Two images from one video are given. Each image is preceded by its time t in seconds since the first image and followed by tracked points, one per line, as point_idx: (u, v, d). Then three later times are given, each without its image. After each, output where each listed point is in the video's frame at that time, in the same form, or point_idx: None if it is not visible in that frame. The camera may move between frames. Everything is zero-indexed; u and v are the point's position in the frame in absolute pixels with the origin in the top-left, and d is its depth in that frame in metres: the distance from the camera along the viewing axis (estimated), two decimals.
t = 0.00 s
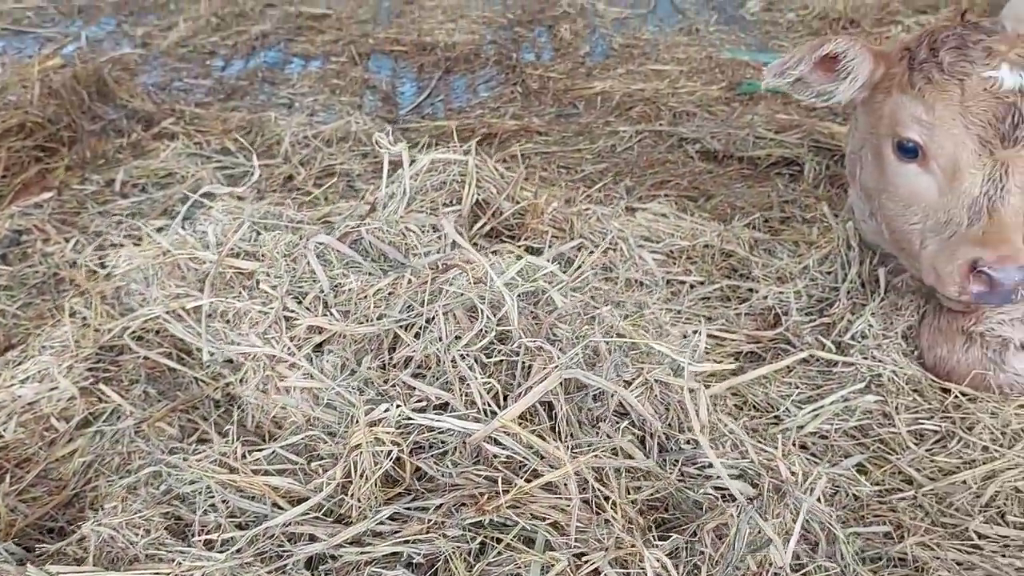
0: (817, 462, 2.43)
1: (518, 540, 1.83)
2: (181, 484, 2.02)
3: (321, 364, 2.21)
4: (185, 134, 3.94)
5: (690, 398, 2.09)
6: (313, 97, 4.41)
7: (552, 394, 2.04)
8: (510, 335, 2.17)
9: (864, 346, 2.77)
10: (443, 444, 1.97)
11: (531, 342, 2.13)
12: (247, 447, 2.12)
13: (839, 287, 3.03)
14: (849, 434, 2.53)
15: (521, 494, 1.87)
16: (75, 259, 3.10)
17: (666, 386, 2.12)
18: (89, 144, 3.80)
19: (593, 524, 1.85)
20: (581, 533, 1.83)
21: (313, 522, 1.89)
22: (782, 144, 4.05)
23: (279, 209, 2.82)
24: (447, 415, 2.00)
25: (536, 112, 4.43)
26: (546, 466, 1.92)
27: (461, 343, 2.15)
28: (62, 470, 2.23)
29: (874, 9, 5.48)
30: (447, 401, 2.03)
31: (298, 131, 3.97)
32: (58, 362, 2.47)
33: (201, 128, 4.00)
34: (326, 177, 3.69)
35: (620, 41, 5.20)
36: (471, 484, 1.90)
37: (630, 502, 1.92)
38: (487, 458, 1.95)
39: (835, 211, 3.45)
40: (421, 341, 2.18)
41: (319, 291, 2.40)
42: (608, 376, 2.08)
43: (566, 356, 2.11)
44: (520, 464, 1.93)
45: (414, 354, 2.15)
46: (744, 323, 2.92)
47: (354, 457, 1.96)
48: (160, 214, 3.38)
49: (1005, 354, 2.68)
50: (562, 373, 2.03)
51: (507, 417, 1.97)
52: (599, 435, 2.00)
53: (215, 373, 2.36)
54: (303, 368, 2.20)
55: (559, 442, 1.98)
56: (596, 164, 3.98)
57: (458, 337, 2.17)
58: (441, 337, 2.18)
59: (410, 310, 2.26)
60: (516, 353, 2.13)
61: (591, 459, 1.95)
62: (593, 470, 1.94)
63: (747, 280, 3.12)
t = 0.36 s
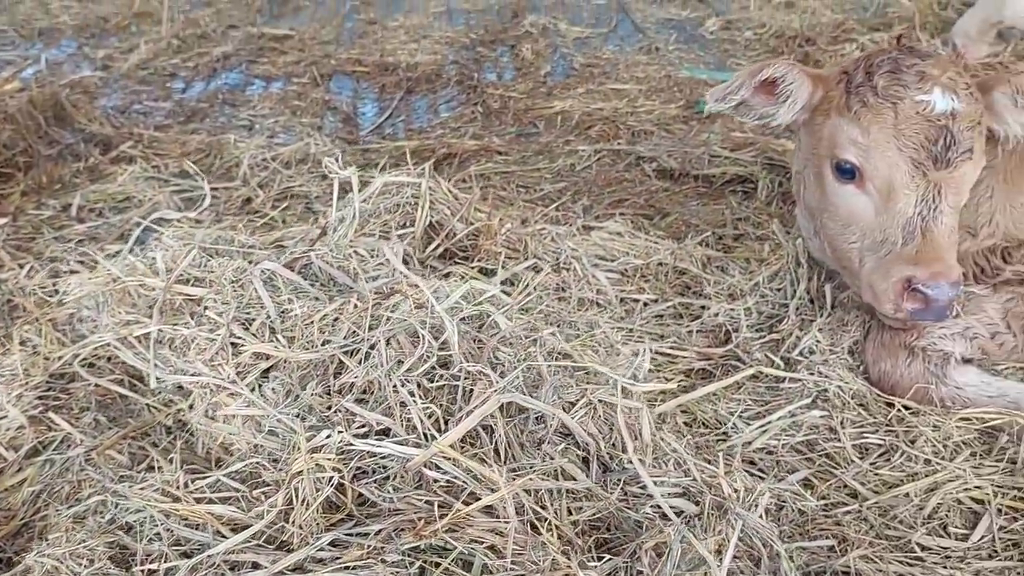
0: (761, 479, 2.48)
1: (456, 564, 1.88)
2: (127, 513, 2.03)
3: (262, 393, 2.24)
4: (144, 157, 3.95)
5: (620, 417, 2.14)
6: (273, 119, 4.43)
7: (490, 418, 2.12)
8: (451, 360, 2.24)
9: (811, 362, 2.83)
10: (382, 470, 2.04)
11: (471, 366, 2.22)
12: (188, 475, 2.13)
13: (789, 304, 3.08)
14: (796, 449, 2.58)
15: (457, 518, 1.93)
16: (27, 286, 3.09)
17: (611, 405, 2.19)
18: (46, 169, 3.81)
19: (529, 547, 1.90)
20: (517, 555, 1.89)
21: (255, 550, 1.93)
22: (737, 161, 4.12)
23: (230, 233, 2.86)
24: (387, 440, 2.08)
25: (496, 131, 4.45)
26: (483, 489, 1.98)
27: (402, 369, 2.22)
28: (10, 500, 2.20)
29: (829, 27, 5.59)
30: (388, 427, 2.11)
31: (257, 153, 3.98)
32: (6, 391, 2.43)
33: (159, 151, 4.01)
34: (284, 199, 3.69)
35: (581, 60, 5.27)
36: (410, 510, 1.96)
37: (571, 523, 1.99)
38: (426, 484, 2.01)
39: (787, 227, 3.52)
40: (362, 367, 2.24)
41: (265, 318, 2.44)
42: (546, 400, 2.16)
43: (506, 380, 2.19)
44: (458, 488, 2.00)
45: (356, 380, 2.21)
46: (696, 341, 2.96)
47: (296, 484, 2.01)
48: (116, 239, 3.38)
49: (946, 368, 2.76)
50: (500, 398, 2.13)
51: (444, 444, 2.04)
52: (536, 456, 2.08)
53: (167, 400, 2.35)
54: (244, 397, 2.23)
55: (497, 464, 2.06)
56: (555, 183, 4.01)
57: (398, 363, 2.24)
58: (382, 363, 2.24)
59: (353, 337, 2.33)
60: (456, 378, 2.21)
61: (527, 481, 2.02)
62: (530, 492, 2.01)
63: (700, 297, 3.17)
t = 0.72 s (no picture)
0: (707, 484, 2.52)
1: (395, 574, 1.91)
2: (70, 530, 2.04)
3: (202, 409, 2.26)
4: (99, 172, 3.95)
5: (556, 427, 2.19)
6: (231, 132, 4.43)
7: (428, 430, 2.17)
8: (392, 372, 2.28)
9: (758, 367, 2.88)
10: (322, 483, 2.07)
11: (410, 379, 2.26)
12: (129, 491, 2.14)
13: (738, 310, 3.14)
14: (743, 454, 2.62)
15: (393, 528, 1.95)
16: None
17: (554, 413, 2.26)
18: None
19: (464, 556, 1.94)
20: (452, 564, 1.92)
21: (195, 564, 1.95)
22: (692, 170, 4.18)
23: (180, 248, 2.86)
24: (326, 453, 2.11)
25: (456, 142, 4.47)
26: (417, 497, 2.03)
27: (344, 383, 2.25)
28: None
29: (785, 38, 5.68)
30: (327, 439, 2.14)
31: (214, 167, 3.99)
32: None
33: (115, 166, 4.01)
34: (241, 212, 3.69)
35: (541, 71, 5.31)
36: (348, 521, 1.99)
37: (512, 531, 2.03)
38: (365, 495, 2.04)
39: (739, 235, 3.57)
40: (304, 381, 2.26)
41: (209, 333, 2.47)
42: (486, 411, 2.21)
43: (444, 392, 2.24)
44: (396, 499, 2.04)
45: (297, 395, 2.24)
46: (647, 348, 3.00)
47: (235, 498, 2.03)
48: (69, 254, 3.37)
49: (888, 371, 2.81)
50: (438, 409, 2.17)
51: (381, 455, 2.09)
52: (476, 466, 2.12)
53: (117, 417, 2.34)
54: (183, 412, 2.24)
55: (436, 474, 2.10)
56: (513, 194, 4.02)
57: (340, 377, 2.27)
58: (324, 376, 2.27)
59: (295, 351, 2.35)
60: (396, 390, 2.25)
61: (465, 491, 2.05)
62: (466, 501, 2.05)
63: (652, 305, 3.21)
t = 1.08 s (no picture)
0: (650, 485, 2.57)
1: None
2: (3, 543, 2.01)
3: (136, 420, 2.26)
4: (47, 184, 3.93)
5: (486, 431, 2.22)
6: (184, 142, 4.42)
7: (361, 437, 2.20)
8: (326, 381, 2.32)
9: (701, 369, 2.93)
10: (256, 491, 2.08)
11: (344, 387, 2.28)
12: (64, 503, 2.12)
13: (683, 313, 3.19)
14: (686, 455, 2.67)
15: (324, 535, 1.97)
16: None
17: (487, 417, 2.30)
18: None
19: (396, 562, 1.96)
20: (383, 570, 1.95)
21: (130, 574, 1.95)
22: (642, 177, 4.23)
23: (122, 261, 2.88)
24: (261, 462, 2.13)
25: (410, 150, 4.48)
26: (349, 501, 2.05)
27: (278, 392, 2.28)
28: None
29: (736, 45, 5.78)
30: (261, 448, 2.16)
31: (164, 177, 3.98)
32: None
33: (65, 177, 3.98)
34: (192, 222, 3.68)
35: (497, 78, 5.33)
36: (281, 528, 2.01)
37: (448, 536, 2.06)
38: (299, 503, 2.06)
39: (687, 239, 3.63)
40: (239, 391, 2.28)
41: (147, 345, 2.47)
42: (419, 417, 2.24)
43: (378, 400, 2.27)
44: (329, 506, 2.06)
45: (231, 405, 2.26)
46: (594, 352, 3.04)
47: (169, 508, 2.03)
48: (14, 266, 3.34)
49: (827, 371, 2.86)
50: (371, 416, 2.20)
51: (314, 463, 2.10)
52: (412, 471, 2.15)
53: (60, 429, 2.31)
54: (116, 423, 2.25)
55: (371, 480, 2.13)
56: (467, 202, 4.02)
57: (275, 387, 2.29)
58: (259, 386, 2.29)
59: (231, 362, 2.37)
60: (331, 399, 2.28)
61: (397, 497, 2.08)
62: (398, 506, 2.08)
63: (601, 310, 3.25)
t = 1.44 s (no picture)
0: (593, 488, 2.60)
1: None
2: None
3: (68, 432, 2.26)
4: None
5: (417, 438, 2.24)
6: (133, 152, 4.39)
7: (294, 445, 2.21)
8: (260, 388, 2.33)
9: (644, 373, 2.98)
10: (189, 501, 2.08)
11: (278, 395, 2.31)
12: None
13: (629, 317, 3.24)
14: (629, 457, 2.70)
15: (254, 542, 1.98)
16: None
17: (423, 422, 2.33)
18: None
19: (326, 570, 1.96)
20: None
21: None
22: (593, 184, 4.28)
23: (64, 273, 2.91)
24: (194, 471, 2.13)
25: (363, 159, 4.47)
26: (280, 508, 2.06)
27: (213, 400, 2.29)
28: None
29: (688, 54, 5.83)
30: (194, 457, 2.16)
31: (113, 189, 3.96)
32: None
33: (10, 189, 3.95)
34: (140, 233, 3.66)
35: (452, 87, 5.34)
36: (212, 537, 2.00)
37: (384, 540, 2.08)
38: (232, 511, 2.06)
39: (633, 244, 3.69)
40: (172, 400, 2.29)
41: (83, 357, 2.48)
42: (352, 424, 2.27)
43: (312, 407, 2.30)
44: (262, 514, 2.06)
45: (162, 415, 2.26)
46: (541, 357, 3.07)
47: (101, 518, 2.02)
48: None
49: (766, 372, 2.92)
50: (304, 423, 2.23)
51: (244, 472, 2.11)
52: (348, 477, 2.18)
53: None
54: (48, 435, 2.24)
55: (305, 487, 2.15)
56: (419, 210, 4.01)
57: (208, 395, 2.31)
58: (192, 395, 2.30)
59: (165, 371, 2.38)
60: (265, 407, 2.30)
61: (328, 503, 2.09)
62: (329, 513, 2.08)
63: (550, 315, 3.28)
